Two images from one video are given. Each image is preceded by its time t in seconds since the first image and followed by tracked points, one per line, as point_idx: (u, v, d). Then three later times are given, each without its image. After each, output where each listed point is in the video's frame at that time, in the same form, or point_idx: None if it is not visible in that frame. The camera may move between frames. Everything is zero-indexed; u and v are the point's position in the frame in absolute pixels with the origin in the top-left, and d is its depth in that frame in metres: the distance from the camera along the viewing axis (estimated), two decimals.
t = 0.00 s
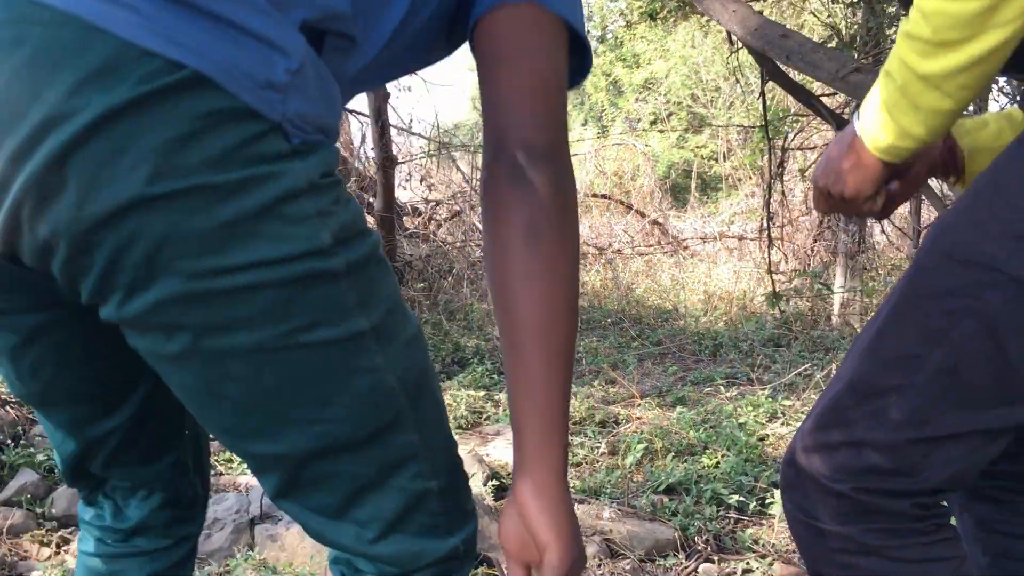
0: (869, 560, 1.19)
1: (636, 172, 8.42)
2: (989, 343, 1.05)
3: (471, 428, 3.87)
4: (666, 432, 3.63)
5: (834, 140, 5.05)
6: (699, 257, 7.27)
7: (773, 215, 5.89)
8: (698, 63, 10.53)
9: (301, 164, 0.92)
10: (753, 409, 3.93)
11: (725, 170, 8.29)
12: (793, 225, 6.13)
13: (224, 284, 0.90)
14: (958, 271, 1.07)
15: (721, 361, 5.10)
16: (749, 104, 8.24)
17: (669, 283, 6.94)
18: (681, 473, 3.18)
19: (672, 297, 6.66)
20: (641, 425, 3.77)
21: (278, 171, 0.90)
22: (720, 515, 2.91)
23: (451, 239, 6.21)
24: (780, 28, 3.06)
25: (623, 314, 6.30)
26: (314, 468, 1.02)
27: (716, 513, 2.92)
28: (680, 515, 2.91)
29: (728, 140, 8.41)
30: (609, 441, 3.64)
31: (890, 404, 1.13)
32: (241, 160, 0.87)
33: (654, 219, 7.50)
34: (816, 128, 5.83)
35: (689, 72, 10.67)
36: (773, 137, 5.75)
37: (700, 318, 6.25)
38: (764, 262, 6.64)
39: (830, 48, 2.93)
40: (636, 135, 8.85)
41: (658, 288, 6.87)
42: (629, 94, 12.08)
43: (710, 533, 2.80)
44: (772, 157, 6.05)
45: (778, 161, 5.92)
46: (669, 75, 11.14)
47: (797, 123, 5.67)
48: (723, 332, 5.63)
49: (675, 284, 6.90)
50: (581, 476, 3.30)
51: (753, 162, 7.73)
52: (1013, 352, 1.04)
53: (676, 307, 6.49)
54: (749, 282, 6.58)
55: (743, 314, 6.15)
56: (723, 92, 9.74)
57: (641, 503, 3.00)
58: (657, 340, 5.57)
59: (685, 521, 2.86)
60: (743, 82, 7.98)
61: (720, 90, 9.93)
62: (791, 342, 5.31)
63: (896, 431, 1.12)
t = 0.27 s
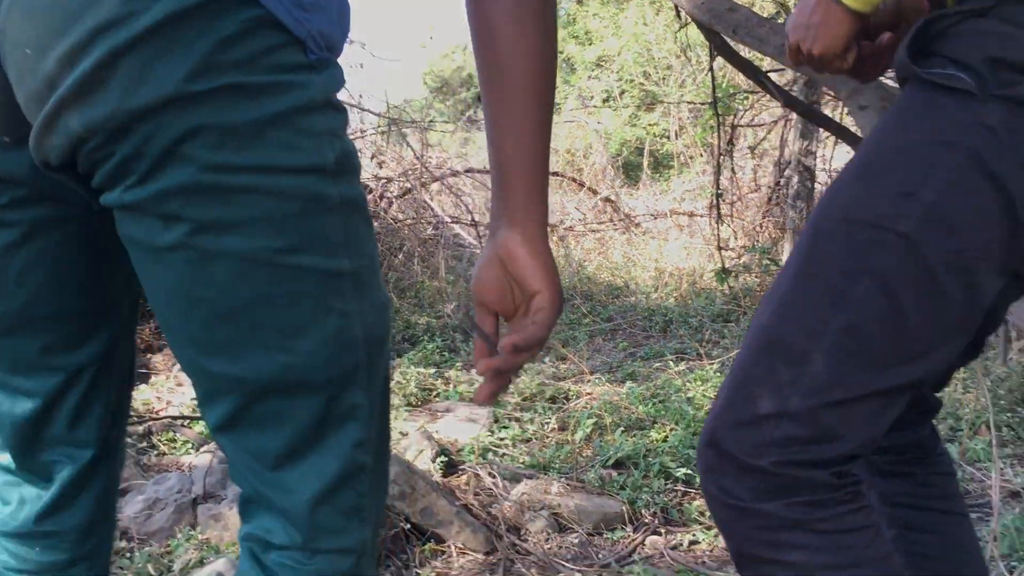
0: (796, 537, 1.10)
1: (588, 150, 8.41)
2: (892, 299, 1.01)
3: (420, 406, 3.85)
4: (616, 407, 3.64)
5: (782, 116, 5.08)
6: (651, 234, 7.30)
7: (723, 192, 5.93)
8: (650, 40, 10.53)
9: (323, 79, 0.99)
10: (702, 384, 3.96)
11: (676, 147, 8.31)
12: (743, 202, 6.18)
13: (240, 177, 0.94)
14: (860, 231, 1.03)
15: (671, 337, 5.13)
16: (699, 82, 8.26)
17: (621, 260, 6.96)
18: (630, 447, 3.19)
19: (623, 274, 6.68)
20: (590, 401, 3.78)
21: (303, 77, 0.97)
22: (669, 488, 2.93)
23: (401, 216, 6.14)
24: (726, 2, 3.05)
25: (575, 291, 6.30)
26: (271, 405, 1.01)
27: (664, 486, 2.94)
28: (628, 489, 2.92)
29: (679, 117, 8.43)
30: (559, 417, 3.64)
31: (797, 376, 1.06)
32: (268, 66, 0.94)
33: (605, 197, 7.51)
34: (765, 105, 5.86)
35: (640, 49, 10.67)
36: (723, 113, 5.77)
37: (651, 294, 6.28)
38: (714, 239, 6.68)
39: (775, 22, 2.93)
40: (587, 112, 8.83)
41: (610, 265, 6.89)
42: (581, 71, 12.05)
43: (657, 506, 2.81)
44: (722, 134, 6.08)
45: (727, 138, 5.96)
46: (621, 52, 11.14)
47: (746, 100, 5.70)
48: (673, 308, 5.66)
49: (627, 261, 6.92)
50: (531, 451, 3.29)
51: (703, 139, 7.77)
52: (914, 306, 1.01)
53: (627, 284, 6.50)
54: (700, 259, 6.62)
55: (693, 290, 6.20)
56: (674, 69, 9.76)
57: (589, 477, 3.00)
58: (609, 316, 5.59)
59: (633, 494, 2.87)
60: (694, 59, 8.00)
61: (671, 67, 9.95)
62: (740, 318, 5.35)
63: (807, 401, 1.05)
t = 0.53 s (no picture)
0: (719, 495, 1.08)
1: (531, 126, 8.37)
2: (788, 245, 1.01)
3: (359, 383, 3.80)
4: (556, 382, 3.64)
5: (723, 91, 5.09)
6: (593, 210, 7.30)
7: (664, 167, 5.94)
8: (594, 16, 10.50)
9: (236, 27, 1.17)
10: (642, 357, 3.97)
11: (619, 123, 8.32)
12: (684, 178, 6.20)
13: (153, 113, 1.10)
14: (752, 184, 1.03)
15: (612, 312, 5.15)
16: (642, 58, 8.27)
17: (563, 236, 6.95)
18: (570, 421, 3.19)
19: (566, 250, 6.68)
20: (531, 375, 3.77)
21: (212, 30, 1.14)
22: (608, 461, 2.93)
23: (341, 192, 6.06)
24: None
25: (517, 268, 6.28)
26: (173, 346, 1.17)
27: (603, 459, 2.95)
28: (568, 463, 2.92)
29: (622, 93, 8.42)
30: (499, 392, 3.63)
31: (703, 334, 1.06)
32: (189, 9, 1.11)
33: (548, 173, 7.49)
34: (706, 80, 5.88)
35: (584, 25, 10.64)
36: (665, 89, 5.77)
37: (593, 270, 6.28)
38: (656, 215, 6.71)
39: None
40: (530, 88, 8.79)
41: (553, 240, 6.88)
42: (525, 47, 11.98)
43: (596, 479, 2.81)
44: (664, 110, 6.09)
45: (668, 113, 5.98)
46: (564, 28, 11.09)
47: (688, 76, 5.71)
48: (615, 283, 5.67)
49: (569, 237, 6.92)
50: (470, 427, 3.27)
51: (646, 116, 7.78)
52: (810, 250, 1.02)
53: (570, 259, 6.50)
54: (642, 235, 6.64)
55: (635, 265, 6.22)
56: (617, 46, 9.76)
57: (528, 452, 2.99)
58: (551, 292, 5.58)
59: (572, 468, 2.87)
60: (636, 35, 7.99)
61: (615, 43, 9.93)
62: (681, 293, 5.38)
63: (716, 356, 1.05)
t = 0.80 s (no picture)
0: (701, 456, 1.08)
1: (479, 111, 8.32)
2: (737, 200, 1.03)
3: (303, 370, 3.75)
4: (503, 368, 3.62)
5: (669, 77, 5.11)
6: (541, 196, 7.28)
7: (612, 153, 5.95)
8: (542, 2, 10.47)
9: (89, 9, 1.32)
10: (589, 342, 3.97)
11: (567, 109, 8.30)
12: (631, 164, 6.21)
13: (24, 82, 1.21)
14: (692, 150, 1.04)
15: (560, 298, 5.14)
16: (590, 44, 8.26)
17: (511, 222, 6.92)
18: (516, 407, 3.17)
19: (513, 236, 6.65)
20: (478, 362, 3.75)
21: (69, 4, 1.28)
22: (554, 446, 2.92)
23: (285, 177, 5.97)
24: None
25: (465, 254, 6.21)
26: (74, 300, 1.27)
27: (549, 444, 2.94)
28: (514, 449, 2.90)
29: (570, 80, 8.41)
30: (446, 378, 3.60)
31: (666, 296, 1.06)
32: None
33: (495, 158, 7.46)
34: (653, 66, 5.89)
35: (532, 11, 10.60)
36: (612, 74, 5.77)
37: (541, 255, 6.26)
38: (603, 200, 6.71)
39: None
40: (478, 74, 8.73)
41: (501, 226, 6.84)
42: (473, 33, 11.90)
43: (542, 464, 2.80)
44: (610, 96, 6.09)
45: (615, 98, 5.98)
46: (512, 14, 11.04)
47: (635, 61, 5.71)
48: (562, 269, 5.66)
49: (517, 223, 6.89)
50: (416, 414, 3.24)
51: (593, 102, 7.77)
52: (753, 205, 1.03)
53: (517, 245, 6.46)
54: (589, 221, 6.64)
55: (582, 251, 6.21)
56: (565, 32, 9.74)
57: (474, 438, 2.97)
58: (498, 278, 5.56)
59: (518, 454, 2.85)
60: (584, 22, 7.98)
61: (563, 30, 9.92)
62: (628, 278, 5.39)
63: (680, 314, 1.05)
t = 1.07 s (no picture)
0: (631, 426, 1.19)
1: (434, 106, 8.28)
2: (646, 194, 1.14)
3: (256, 367, 3.70)
4: (459, 363, 3.60)
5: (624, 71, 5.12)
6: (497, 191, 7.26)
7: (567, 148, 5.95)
8: None
9: None
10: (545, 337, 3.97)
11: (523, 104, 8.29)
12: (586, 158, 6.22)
13: None
14: (605, 150, 1.16)
15: (516, 292, 5.13)
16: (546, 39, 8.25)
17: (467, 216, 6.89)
18: (471, 402, 3.16)
19: (469, 230, 6.61)
20: (433, 357, 3.73)
21: None
22: (509, 441, 2.91)
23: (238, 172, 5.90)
24: None
25: (421, 249, 6.14)
26: None
27: (504, 439, 2.93)
28: (468, 445, 2.89)
29: (526, 74, 8.40)
30: (401, 374, 3.57)
31: (586, 284, 1.17)
32: None
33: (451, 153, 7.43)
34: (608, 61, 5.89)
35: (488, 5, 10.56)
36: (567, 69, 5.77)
37: (497, 250, 6.24)
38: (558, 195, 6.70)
39: None
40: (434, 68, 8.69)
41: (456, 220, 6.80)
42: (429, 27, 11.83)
43: (496, 459, 2.79)
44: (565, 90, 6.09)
45: (569, 92, 5.98)
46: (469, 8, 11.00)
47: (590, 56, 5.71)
48: (518, 264, 5.64)
49: (473, 217, 6.86)
50: (370, 410, 3.21)
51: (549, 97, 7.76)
52: (665, 194, 1.14)
53: (473, 240, 6.42)
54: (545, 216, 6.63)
55: (538, 246, 6.20)
56: (521, 27, 9.73)
57: (428, 434, 2.95)
58: (454, 273, 5.52)
59: (473, 449, 2.83)
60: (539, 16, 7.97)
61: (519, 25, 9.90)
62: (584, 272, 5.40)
63: (598, 298, 1.17)
